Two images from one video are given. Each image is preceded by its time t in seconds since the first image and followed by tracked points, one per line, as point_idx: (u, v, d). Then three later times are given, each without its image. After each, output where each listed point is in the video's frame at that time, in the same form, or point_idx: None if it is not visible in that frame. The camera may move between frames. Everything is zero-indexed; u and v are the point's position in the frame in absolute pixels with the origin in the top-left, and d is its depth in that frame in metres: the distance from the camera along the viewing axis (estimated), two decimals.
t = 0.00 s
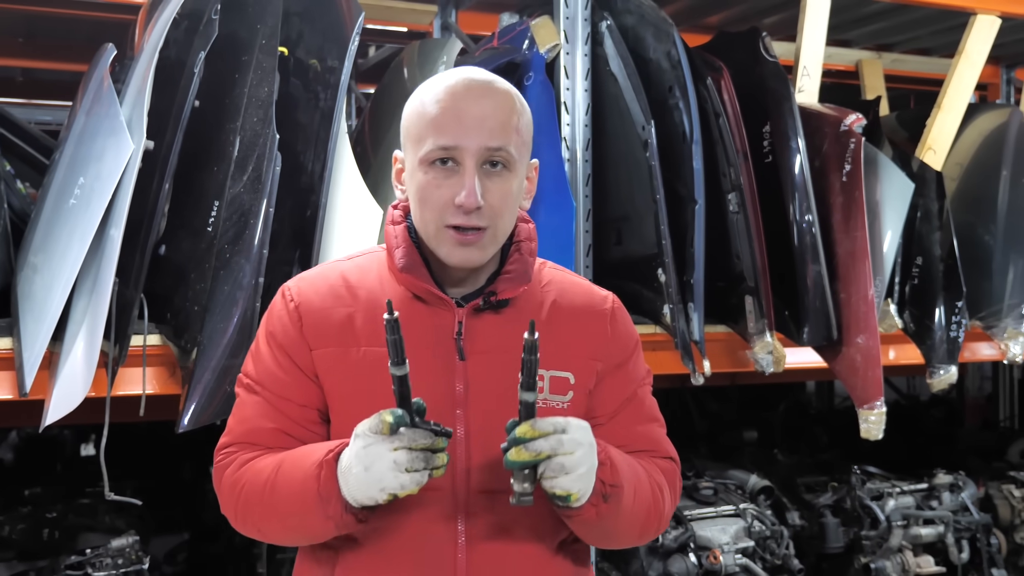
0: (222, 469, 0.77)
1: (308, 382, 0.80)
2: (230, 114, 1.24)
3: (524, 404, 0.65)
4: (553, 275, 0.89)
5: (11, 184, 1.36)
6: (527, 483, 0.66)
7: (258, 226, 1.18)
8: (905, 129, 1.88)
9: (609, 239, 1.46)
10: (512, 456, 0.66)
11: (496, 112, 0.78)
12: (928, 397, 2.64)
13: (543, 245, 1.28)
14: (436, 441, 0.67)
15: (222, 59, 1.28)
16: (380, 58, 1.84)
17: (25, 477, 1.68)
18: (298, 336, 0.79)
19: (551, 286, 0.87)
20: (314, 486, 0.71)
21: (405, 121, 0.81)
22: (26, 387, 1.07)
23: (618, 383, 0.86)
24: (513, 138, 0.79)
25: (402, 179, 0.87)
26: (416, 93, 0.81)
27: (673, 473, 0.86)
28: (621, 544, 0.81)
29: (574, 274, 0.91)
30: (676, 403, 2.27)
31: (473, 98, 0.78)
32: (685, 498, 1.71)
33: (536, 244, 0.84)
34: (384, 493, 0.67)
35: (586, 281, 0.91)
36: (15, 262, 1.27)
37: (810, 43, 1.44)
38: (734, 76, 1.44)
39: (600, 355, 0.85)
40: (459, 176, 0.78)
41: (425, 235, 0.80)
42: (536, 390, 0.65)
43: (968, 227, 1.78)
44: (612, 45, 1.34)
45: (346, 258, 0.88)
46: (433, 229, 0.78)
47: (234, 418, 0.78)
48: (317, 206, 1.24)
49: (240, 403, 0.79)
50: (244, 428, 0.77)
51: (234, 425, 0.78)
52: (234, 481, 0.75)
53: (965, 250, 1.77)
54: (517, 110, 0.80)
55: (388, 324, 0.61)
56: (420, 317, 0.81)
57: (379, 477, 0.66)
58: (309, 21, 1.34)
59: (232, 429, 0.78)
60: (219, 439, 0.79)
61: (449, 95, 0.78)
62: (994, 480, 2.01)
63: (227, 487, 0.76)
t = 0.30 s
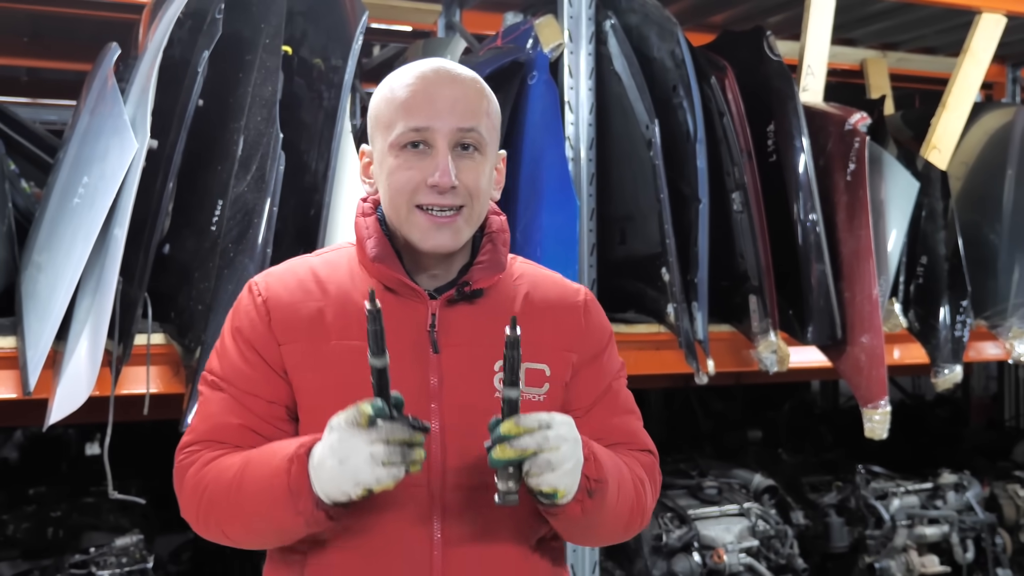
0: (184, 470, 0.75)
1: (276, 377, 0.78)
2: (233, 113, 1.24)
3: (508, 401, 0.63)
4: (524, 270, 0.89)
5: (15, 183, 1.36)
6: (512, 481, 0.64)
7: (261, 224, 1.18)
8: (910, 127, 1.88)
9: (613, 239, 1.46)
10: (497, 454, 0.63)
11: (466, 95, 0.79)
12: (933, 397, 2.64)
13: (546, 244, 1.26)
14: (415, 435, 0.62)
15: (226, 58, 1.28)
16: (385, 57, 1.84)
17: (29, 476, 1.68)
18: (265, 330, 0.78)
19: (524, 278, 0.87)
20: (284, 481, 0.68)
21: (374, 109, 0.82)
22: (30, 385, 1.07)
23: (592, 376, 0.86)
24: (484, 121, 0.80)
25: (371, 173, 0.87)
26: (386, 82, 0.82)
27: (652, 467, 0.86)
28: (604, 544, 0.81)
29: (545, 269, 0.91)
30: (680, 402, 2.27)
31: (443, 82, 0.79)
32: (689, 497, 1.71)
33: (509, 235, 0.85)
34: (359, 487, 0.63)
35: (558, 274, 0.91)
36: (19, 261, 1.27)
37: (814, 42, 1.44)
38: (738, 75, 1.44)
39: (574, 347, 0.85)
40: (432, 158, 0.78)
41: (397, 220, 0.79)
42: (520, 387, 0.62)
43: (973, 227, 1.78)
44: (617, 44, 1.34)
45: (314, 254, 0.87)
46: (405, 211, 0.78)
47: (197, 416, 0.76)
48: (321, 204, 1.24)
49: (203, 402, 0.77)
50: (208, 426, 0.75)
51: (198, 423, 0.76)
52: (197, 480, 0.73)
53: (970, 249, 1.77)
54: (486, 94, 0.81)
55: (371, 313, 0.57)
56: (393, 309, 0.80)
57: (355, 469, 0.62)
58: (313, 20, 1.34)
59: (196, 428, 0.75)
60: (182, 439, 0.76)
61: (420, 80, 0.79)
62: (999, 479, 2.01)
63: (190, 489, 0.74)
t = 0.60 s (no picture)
0: (154, 469, 0.74)
1: (248, 377, 0.78)
2: (238, 113, 1.24)
3: (478, 335, 0.67)
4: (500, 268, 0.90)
5: (21, 183, 1.36)
6: (484, 423, 0.67)
7: (266, 224, 1.19)
8: (915, 127, 1.88)
9: (618, 238, 1.46)
10: (468, 391, 0.65)
11: (442, 94, 0.79)
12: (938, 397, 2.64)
13: (551, 245, 1.27)
14: (382, 374, 0.65)
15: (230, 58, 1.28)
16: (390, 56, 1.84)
17: (34, 476, 1.68)
18: (237, 330, 0.77)
19: (500, 276, 0.88)
20: (254, 447, 0.68)
21: (348, 107, 0.81)
22: (36, 385, 1.07)
23: (571, 372, 0.86)
24: (460, 120, 0.80)
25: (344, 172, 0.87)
26: (360, 80, 0.81)
27: (633, 458, 0.87)
28: (584, 524, 0.80)
29: (521, 268, 0.92)
30: (684, 402, 2.27)
31: (419, 80, 0.78)
32: (693, 497, 1.71)
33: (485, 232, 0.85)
34: (331, 432, 0.64)
35: (534, 273, 0.92)
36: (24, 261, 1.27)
37: (819, 42, 1.43)
38: (743, 74, 1.44)
39: (551, 345, 0.85)
40: (407, 157, 0.77)
41: (372, 221, 0.79)
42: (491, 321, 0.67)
43: (978, 226, 1.77)
44: (621, 44, 1.34)
45: (287, 255, 0.87)
46: (379, 212, 0.77)
47: (167, 417, 0.76)
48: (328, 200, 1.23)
49: (174, 402, 0.76)
50: (178, 425, 0.75)
51: (168, 423, 0.75)
52: (166, 475, 0.72)
53: (976, 249, 1.77)
54: (462, 93, 0.81)
55: (330, 246, 0.64)
56: (367, 308, 0.80)
57: (325, 412, 0.64)
58: (317, 20, 1.34)
59: (166, 429, 0.75)
60: (151, 440, 0.76)
61: (395, 78, 0.78)
62: (1004, 479, 2.01)
63: (159, 486, 0.73)
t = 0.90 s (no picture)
0: (135, 482, 0.74)
1: (229, 383, 0.78)
2: (244, 114, 1.25)
3: (465, 397, 0.63)
4: (481, 274, 0.90)
5: (27, 184, 1.36)
6: (471, 482, 0.65)
7: (272, 224, 1.19)
8: (920, 127, 1.88)
9: (623, 238, 1.46)
10: (453, 454, 0.64)
11: (425, 93, 0.79)
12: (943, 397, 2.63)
13: (556, 245, 1.27)
14: (376, 441, 0.64)
15: (236, 58, 1.29)
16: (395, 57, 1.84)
17: (40, 476, 1.69)
18: (218, 336, 0.77)
19: (481, 282, 0.88)
20: (242, 492, 0.68)
21: (330, 107, 0.80)
22: (42, 385, 1.07)
23: (552, 379, 0.87)
24: (443, 120, 0.80)
25: (326, 174, 0.86)
26: (343, 81, 0.81)
27: (614, 469, 0.88)
28: (567, 547, 0.81)
29: (504, 274, 0.92)
30: (689, 402, 2.27)
31: (402, 80, 0.78)
32: (698, 497, 1.70)
33: (467, 237, 0.86)
34: (320, 496, 0.64)
35: (516, 279, 0.92)
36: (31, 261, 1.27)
37: (825, 42, 1.43)
38: (748, 74, 1.44)
39: (534, 350, 0.86)
40: (391, 156, 0.77)
41: (355, 220, 0.78)
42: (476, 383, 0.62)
43: (983, 227, 1.77)
44: (626, 44, 1.34)
45: (267, 259, 0.87)
46: (364, 211, 0.77)
47: (146, 427, 0.75)
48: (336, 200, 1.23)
49: (153, 411, 0.76)
50: (159, 435, 0.74)
51: (149, 434, 0.75)
52: (148, 493, 0.72)
53: (981, 250, 1.77)
54: (445, 94, 0.81)
55: (330, 314, 0.57)
56: (348, 314, 0.80)
57: (316, 478, 0.63)
58: (323, 21, 1.34)
59: (147, 439, 0.75)
60: (131, 450, 0.75)
61: (378, 78, 0.78)
62: (1010, 480, 2.01)
63: (141, 501, 0.72)
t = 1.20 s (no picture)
0: (123, 479, 0.74)
1: (219, 384, 0.78)
2: (247, 114, 1.25)
3: (456, 330, 0.67)
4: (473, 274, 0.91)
5: (30, 184, 1.36)
6: (464, 420, 0.66)
7: (274, 224, 1.19)
8: (923, 127, 1.88)
9: (626, 239, 1.47)
10: (447, 387, 0.65)
11: (416, 101, 0.78)
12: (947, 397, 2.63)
13: (559, 245, 1.26)
14: (361, 380, 0.65)
15: (240, 58, 1.29)
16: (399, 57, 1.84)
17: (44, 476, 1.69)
18: (208, 337, 0.77)
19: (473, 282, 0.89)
20: (231, 452, 0.68)
21: (320, 112, 0.80)
22: (46, 385, 1.07)
23: (546, 377, 0.87)
24: (436, 128, 0.79)
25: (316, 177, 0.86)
26: (333, 85, 0.80)
27: (610, 461, 0.88)
28: (563, 527, 0.81)
29: (495, 274, 0.92)
30: (692, 402, 2.27)
31: (393, 88, 0.77)
32: (701, 497, 1.71)
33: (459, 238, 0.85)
34: (309, 439, 0.63)
35: (509, 279, 0.92)
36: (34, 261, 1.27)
37: (828, 43, 1.44)
38: (751, 75, 1.44)
39: (526, 350, 0.86)
40: (382, 167, 0.77)
41: (347, 230, 0.78)
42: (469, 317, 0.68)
43: (986, 227, 1.77)
44: (629, 44, 1.34)
45: (257, 259, 0.87)
46: (355, 223, 0.77)
47: (135, 426, 0.75)
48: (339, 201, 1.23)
49: (143, 411, 0.76)
50: (148, 434, 0.74)
51: (138, 433, 0.75)
52: (136, 489, 0.72)
53: (984, 249, 1.77)
54: (437, 100, 0.80)
55: (306, 250, 0.64)
56: (341, 316, 0.80)
57: (303, 419, 0.63)
58: (326, 21, 1.34)
59: (135, 437, 0.75)
60: (120, 449, 0.75)
61: (369, 85, 0.77)
62: (1013, 480, 2.01)
63: (129, 498, 0.72)
